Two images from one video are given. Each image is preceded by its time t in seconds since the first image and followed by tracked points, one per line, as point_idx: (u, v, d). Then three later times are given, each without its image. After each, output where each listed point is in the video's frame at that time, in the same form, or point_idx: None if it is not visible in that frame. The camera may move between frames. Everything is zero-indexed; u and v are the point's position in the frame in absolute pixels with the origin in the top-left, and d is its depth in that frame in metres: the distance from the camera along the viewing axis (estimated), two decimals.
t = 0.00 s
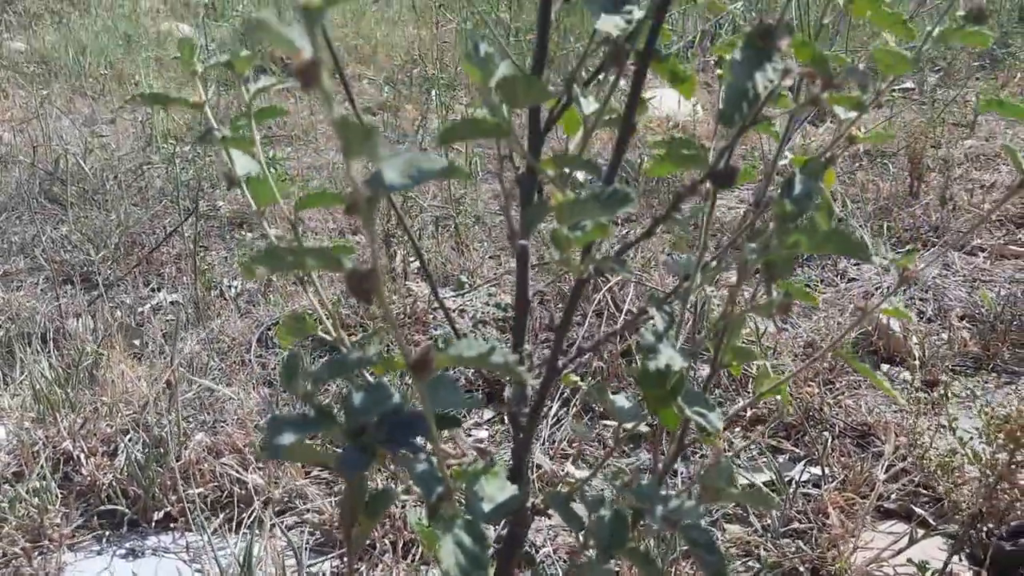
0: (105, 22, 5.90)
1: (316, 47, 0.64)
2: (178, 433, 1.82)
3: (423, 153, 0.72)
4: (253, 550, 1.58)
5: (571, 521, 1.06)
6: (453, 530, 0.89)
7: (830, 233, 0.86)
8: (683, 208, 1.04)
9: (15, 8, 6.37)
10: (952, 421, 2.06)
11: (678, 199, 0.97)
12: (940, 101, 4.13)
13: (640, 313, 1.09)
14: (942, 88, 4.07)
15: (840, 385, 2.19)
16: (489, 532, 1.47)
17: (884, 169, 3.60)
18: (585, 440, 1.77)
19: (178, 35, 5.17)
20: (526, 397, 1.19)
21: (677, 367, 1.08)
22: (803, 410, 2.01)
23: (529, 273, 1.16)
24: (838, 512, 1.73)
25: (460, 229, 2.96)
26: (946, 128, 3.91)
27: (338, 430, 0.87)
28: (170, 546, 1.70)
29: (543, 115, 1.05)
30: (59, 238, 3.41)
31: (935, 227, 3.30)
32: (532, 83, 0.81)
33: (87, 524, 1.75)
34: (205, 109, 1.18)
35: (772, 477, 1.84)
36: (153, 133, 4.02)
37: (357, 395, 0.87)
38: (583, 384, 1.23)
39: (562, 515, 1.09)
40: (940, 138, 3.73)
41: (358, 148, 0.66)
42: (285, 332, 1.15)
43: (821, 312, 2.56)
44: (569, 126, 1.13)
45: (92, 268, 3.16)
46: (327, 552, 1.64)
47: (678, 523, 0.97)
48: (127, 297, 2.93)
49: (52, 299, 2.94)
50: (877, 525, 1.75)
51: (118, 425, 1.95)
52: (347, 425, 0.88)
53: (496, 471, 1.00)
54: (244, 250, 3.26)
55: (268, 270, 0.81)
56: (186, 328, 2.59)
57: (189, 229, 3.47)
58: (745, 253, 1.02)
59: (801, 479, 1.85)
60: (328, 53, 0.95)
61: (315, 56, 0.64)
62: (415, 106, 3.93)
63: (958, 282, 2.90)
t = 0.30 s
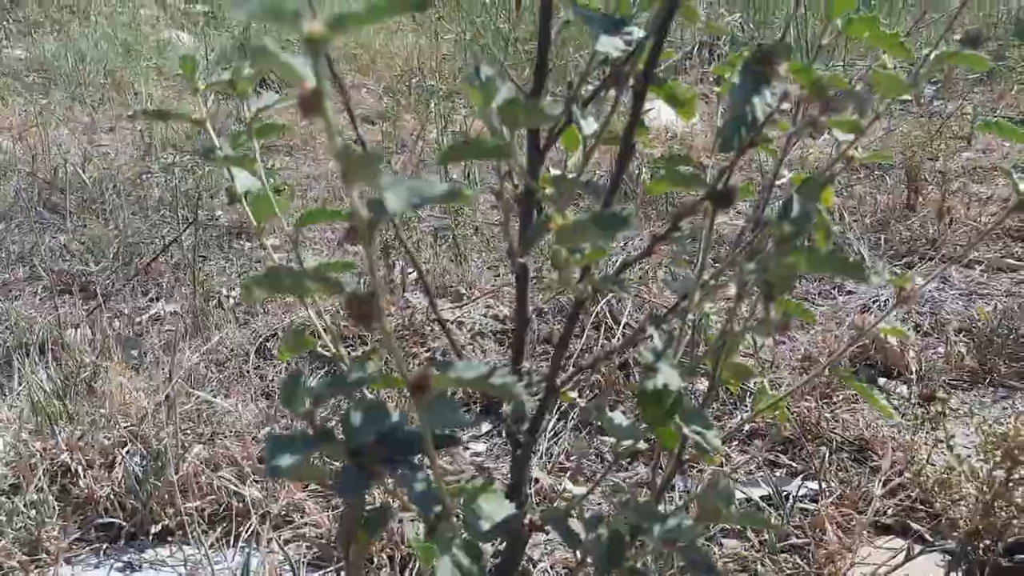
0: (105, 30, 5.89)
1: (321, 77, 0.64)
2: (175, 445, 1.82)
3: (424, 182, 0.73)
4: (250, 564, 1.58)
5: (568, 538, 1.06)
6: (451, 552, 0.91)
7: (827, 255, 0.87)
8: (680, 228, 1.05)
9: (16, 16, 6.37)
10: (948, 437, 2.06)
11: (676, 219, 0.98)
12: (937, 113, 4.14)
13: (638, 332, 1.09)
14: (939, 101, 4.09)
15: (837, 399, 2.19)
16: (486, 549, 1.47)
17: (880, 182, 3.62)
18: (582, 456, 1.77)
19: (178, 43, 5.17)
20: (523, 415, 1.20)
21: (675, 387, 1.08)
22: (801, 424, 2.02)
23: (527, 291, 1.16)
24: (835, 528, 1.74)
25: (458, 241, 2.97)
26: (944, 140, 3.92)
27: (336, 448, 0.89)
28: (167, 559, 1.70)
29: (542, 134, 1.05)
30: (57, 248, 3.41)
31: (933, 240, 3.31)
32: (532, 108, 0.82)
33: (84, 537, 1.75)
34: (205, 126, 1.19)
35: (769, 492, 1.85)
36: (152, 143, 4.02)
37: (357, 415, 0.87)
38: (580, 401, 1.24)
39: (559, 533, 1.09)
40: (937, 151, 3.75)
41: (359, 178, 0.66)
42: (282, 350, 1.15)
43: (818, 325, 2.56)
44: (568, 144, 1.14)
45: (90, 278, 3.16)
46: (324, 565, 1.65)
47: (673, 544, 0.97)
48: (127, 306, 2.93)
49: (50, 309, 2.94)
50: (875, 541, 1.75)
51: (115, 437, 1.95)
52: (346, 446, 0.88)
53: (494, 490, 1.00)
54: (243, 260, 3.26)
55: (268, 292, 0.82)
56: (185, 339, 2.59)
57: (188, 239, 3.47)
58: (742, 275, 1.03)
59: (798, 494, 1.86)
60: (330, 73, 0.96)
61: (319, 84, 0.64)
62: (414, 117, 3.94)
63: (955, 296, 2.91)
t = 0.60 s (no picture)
0: (104, 38, 5.89)
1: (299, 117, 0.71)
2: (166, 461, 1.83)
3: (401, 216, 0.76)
4: None
5: (553, 560, 1.07)
6: None
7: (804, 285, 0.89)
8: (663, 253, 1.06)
9: (15, 24, 6.37)
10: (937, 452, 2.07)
11: (658, 245, 0.99)
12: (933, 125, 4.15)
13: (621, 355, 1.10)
14: (934, 113, 4.10)
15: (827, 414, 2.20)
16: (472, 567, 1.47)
17: (875, 195, 3.63)
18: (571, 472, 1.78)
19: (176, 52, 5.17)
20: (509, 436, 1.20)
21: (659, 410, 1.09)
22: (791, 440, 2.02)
23: (513, 312, 1.16)
24: (823, 546, 1.74)
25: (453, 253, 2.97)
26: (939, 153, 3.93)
27: (321, 476, 0.89)
28: None
29: (526, 160, 1.06)
30: (52, 258, 3.41)
31: (926, 253, 3.32)
32: (514, 139, 0.85)
33: (74, 553, 1.75)
34: (194, 148, 1.19)
35: (758, 509, 1.85)
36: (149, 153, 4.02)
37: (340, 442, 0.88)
38: (566, 421, 1.24)
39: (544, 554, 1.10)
40: (932, 163, 3.75)
41: (335, 211, 0.72)
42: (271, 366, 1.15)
43: (810, 339, 2.56)
44: (552, 166, 1.13)
45: (85, 288, 3.16)
46: None
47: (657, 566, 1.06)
48: (121, 317, 2.93)
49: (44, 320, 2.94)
50: (863, 558, 1.75)
51: (107, 452, 1.96)
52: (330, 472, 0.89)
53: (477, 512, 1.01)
54: (238, 272, 3.26)
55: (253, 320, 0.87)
56: (178, 351, 2.59)
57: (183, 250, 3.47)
58: (725, 299, 1.03)
59: (787, 511, 1.86)
60: (314, 100, 0.97)
61: (297, 123, 0.71)
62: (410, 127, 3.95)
63: (947, 310, 2.91)
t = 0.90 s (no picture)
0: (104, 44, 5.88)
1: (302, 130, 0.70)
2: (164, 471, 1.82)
3: (404, 230, 0.75)
4: None
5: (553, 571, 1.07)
6: None
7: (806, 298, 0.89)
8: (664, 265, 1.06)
9: (15, 30, 6.36)
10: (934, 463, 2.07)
11: (659, 258, 0.99)
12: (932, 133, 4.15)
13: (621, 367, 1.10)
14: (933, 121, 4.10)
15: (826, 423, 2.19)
16: None
17: (874, 204, 3.63)
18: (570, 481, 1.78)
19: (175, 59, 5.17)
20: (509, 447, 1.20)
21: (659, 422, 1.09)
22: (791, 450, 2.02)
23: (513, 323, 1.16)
24: (824, 557, 1.73)
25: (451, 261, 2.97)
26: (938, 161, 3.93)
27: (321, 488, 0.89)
28: None
29: (527, 172, 1.07)
30: (50, 265, 3.40)
31: (925, 262, 3.32)
32: (515, 151, 0.85)
33: (72, 562, 1.75)
34: (195, 159, 1.19)
35: (758, 518, 1.85)
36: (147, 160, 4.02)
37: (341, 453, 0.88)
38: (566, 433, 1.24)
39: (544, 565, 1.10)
40: (930, 171, 3.76)
41: (339, 224, 0.72)
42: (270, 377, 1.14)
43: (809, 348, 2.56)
44: (554, 177, 1.13)
45: (83, 295, 3.15)
46: None
47: None
48: (119, 325, 2.93)
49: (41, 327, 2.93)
50: (863, 568, 1.75)
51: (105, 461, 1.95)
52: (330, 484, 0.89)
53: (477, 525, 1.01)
54: (237, 280, 3.25)
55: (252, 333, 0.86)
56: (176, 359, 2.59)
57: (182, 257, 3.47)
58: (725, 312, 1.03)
59: (786, 520, 1.86)
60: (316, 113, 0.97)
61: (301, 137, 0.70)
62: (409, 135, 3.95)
63: (945, 319, 2.91)
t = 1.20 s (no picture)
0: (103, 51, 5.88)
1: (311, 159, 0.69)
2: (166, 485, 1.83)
3: (410, 258, 0.76)
4: None
5: None
6: None
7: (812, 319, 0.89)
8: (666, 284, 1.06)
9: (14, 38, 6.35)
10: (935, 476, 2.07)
11: (661, 278, 0.99)
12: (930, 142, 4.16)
13: (623, 385, 1.10)
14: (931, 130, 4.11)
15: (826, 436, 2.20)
16: None
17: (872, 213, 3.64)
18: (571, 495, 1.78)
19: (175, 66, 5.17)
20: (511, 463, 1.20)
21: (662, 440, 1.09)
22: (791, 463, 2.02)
23: (516, 340, 1.16)
24: (824, 571, 1.74)
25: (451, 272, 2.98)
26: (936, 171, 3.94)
27: (324, 509, 0.89)
28: None
29: (530, 192, 1.07)
30: (49, 275, 3.40)
31: (924, 272, 3.32)
32: (521, 173, 0.84)
33: None
34: (198, 176, 1.20)
35: (759, 531, 1.85)
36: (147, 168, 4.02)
37: (344, 475, 0.88)
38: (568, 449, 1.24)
39: None
40: (929, 181, 3.77)
41: (347, 256, 0.70)
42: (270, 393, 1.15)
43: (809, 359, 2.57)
44: (558, 196, 1.14)
45: (83, 305, 3.15)
46: None
47: None
48: (118, 336, 2.92)
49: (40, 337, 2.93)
50: None
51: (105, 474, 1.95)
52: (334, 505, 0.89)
53: (480, 544, 1.01)
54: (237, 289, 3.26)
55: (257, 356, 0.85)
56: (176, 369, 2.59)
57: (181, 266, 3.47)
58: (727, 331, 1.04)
59: (787, 534, 1.86)
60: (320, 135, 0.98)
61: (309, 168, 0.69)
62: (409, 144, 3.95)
63: (944, 329, 2.92)
